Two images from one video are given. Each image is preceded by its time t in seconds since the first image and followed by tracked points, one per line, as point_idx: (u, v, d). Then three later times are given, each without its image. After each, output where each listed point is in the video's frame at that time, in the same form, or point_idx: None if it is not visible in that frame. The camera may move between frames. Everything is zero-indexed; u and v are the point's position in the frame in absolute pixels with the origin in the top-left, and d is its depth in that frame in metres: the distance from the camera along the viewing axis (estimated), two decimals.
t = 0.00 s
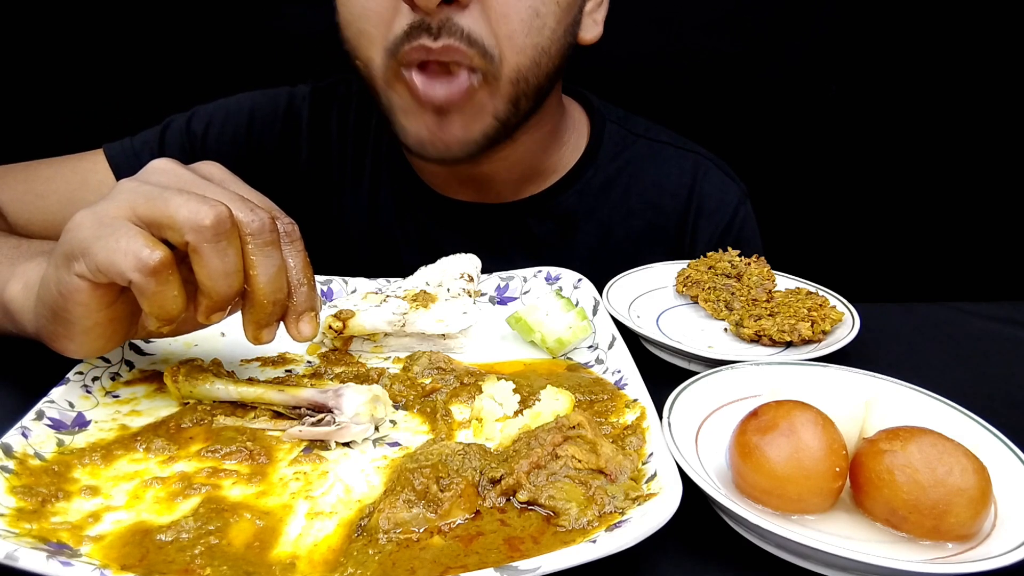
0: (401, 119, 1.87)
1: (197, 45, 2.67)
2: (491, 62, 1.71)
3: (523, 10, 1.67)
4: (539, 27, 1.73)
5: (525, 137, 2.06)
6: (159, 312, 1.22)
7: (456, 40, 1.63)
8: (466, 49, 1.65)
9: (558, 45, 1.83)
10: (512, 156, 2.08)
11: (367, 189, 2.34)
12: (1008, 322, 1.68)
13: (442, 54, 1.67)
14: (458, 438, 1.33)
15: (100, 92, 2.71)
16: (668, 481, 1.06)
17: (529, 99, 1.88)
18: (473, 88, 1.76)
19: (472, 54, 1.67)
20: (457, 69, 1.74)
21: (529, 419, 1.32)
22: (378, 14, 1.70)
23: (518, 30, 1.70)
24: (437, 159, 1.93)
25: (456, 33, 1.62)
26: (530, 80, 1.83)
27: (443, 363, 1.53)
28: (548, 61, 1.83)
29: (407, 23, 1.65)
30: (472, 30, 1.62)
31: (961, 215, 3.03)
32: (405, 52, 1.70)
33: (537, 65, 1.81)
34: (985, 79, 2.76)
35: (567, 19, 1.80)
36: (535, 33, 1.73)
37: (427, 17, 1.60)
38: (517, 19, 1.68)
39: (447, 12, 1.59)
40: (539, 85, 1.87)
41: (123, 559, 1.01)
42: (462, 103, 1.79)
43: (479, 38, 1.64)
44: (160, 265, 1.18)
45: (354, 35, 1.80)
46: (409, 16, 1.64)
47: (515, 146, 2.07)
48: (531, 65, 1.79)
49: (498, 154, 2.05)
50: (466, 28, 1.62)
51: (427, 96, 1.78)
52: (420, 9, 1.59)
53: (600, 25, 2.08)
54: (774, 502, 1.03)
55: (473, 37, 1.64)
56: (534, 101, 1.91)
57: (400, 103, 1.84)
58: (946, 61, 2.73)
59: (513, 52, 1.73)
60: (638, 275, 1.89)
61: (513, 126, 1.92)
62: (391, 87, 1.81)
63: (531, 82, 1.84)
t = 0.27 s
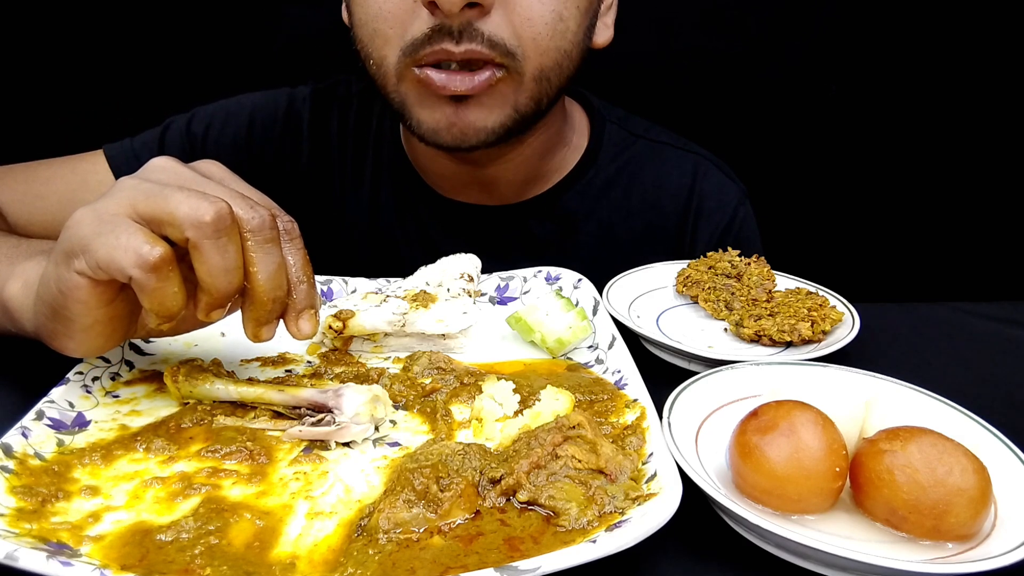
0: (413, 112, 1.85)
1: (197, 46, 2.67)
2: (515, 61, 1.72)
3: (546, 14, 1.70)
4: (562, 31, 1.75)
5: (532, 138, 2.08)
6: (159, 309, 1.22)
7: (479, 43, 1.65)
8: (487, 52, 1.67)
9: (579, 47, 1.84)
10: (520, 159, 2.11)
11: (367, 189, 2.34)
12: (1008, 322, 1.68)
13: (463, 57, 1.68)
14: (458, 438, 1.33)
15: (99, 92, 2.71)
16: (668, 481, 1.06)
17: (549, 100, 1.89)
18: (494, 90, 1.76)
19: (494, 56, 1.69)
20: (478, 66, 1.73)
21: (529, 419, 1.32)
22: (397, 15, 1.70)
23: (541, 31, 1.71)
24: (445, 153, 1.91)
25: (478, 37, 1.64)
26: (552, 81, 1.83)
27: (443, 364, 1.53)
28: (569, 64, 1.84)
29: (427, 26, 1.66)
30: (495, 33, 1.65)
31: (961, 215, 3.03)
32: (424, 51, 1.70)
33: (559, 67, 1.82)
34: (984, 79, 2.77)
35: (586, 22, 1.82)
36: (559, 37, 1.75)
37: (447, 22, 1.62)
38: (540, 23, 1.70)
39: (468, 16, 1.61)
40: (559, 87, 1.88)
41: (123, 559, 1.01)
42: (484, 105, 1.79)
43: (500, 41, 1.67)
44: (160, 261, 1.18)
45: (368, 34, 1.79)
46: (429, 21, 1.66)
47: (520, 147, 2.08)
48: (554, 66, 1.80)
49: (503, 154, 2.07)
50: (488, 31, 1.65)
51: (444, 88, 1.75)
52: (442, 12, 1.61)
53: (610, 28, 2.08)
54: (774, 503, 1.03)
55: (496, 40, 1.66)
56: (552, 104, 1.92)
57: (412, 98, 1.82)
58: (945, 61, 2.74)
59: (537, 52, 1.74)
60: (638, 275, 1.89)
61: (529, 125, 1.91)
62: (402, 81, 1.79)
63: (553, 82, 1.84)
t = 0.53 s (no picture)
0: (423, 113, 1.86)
1: (197, 46, 2.67)
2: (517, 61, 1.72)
3: (549, 14, 1.69)
4: (564, 31, 1.74)
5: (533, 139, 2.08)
6: (158, 307, 1.22)
7: (481, 42, 1.66)
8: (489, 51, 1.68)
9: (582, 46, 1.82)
10: (523, 163, 2.10)
11: (367, 189, 2.34)
12: (1008, 322, 1.68)
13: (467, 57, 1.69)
14: (458, 438, 1.33)
15: (100, 92, 2.71)
16: (668, 481, 1.06)
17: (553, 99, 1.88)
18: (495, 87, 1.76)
19: (494, 55, 1.69)
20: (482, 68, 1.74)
21: (529, 419, 1.32)
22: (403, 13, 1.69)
23: (545, 30, 1.71)
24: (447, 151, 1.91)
25: (482, 35, 1.65)
26: (553, 81, 1.83)
27: (443, 363, 1.53)
28: (571, 64, 1.83)
29: (434, 24, 1.66)
30: (497, 32, 1.65)
31: (961, 215, 3.03)
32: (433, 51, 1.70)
33: (561, 65, 1.81)
34: (985, 79, 2.77)
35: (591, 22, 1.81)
36: (560, 37, 1.75)
37: (453, 19, 1.62)
38: (543, 23, 1.69)
39: (474, 15, 1.62)
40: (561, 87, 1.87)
41: (123, 559, 1.01)
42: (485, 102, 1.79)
43: (502, 40, 1.67)
44: (160, 259, 1.18)
45: (377, 36, 1.78)
46: (435, 19, 1.65)
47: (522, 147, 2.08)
48: (555, 66, 1.80)
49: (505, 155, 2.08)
50: (491, 31, 1.65)
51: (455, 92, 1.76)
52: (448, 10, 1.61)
53: (612, 29, 2.07)
54: (774, 503, 1.03)
55: (497, 39, 1.67)
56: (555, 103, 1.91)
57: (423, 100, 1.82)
58: (946, 61, 2.73)
59: (541, 51, 1.74)
60: (638, 275, 1.89)
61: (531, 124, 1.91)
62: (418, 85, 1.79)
63: (556, 82, 1.84)
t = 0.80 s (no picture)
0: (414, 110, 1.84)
1: (197, 46, 2.67)
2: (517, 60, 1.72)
3: (551, 15, 1.70)
4: (565, 32, 1.75)
5: (534, 139, 2.08)
6: (160, 306, 1.22)
7: (479, 48, 1.67)
8: (487, 55, 1.68)
9: (580, 48, 1.83)
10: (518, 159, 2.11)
11: (367, 189, 2.34)
12: (1008, 322, 1.68)
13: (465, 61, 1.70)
14: (458, 438, 1.33)
15: (100, 92, 2.71)
16: (668, 481, 1.06)
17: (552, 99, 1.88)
18: (494, 89, 1.76)
19: (493, 56, 1.69)
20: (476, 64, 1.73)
21: (529, 419, 1.32)
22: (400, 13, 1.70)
23: (546, 31, 1.71)
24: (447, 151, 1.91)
25: (481, 38, 1.65)
26: (553, 81, 1.83)
27: (443, 364, 1.53)
28: (570, 64, 1.84)
29: (432, 26, 1.67)
30: (498, 35, 1.66)
31: (961, 215, 3.03)
32: (429, 51, 1.71)
33: (562, 66, 1.81)
34: (984, 79, 2.77)
35: (589, 24, 1.82)
36: (561, 38, 1.75)
37: (452, 23, 1.63)
38: (543, 25, 1.70)
39: (474, 18, 1.62)
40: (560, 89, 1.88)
41: (123, 559, 1.01)
42: (482, 103, 1.78)
43: (503, 42, 1.67)
44: (161, 258, 1.18)
45: (369, 32, 1.79)
46: (433, 21, 1.66)
47: (523, 147, 2.09)
48: (555, 68, 1.80)
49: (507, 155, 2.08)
50: (492, 33, 1.65)
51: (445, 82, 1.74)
52: (448, 12, 1.61)
53: (612, 29, 2.08)
54: (774, 503, 1.03)
55: (497, 41, 1.67)
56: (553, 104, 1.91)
57: (411, 94, 1.81)
58: (946, 61, 2.74)
59: (543, 51, 1.74)
60: (638, 275, 1.89)
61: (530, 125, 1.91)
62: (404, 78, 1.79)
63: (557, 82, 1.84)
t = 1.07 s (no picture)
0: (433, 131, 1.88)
1: (197, 46, 2.67)
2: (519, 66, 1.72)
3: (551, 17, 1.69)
4: (564, 35, 1.74)
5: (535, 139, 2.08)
6: (160, 306, 1.22)
7: (488, 44, 1.64)
8: (496, 55, 1.67)
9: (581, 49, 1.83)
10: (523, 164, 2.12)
11: (367, 189, 2.33)
12: (1008, 322, 1.68)
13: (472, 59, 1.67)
14: (458, 438, 1.33)
15: (99, 92, 2.71)
16: (668, 481, 1.06)
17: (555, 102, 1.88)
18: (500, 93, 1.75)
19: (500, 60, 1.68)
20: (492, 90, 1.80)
21: (529, 419, 1.32)
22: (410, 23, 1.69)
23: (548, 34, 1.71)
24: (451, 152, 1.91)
25: (490, 39, 1.64)
26: (555, 84, 1.83)
27: (443, 363, 1.53)
28: (570, 67, 1.83)
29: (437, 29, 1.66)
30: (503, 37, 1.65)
31: (961, 215, 3.03)
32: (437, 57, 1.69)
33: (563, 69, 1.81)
34: (984, 78, 2.77)
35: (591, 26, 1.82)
36: (559, 42, 1.75)
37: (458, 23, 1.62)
38: (545, 27, 1.69)
39: (480, 17, 1.61)
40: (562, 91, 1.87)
41: (123, 559, 1.01)
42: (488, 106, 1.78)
43: (508, 45, 1.66)
44: (161, 258, 1.18)
45: (385, 42, 1.77)
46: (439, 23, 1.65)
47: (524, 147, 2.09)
48: (555, 72, 1.80)
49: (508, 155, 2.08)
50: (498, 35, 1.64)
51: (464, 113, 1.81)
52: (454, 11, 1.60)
53: (614, 28, 2.08)
54: (774, 503, 1.03)
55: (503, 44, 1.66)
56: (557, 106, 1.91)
57: (434, 117, 1.84)
58: (946, 60, 2.73)
59: (544, 55, 1.74)
60: (638, 275, 1.89)
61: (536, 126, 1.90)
62: (426, 98, 1.81)
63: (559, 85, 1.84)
